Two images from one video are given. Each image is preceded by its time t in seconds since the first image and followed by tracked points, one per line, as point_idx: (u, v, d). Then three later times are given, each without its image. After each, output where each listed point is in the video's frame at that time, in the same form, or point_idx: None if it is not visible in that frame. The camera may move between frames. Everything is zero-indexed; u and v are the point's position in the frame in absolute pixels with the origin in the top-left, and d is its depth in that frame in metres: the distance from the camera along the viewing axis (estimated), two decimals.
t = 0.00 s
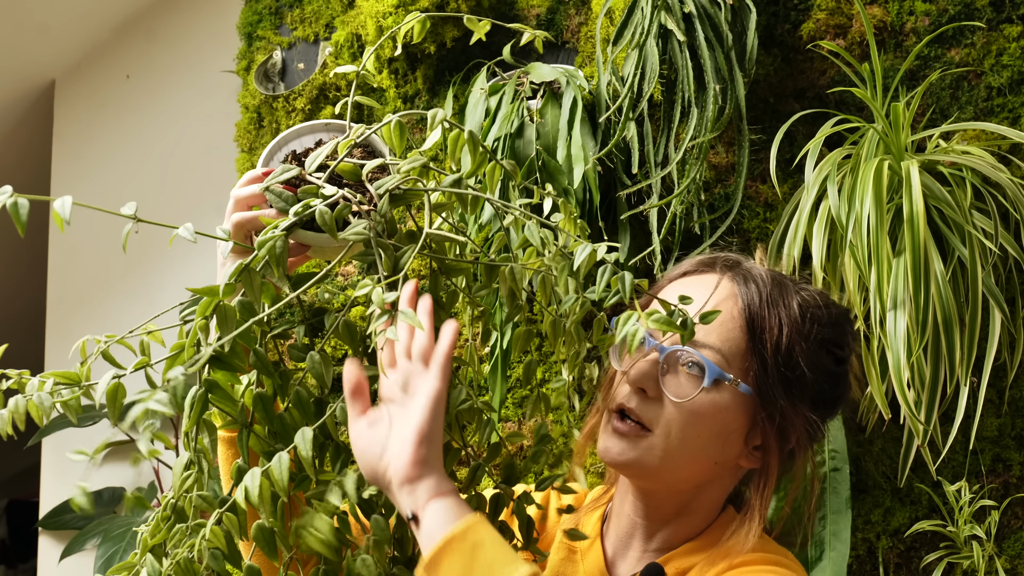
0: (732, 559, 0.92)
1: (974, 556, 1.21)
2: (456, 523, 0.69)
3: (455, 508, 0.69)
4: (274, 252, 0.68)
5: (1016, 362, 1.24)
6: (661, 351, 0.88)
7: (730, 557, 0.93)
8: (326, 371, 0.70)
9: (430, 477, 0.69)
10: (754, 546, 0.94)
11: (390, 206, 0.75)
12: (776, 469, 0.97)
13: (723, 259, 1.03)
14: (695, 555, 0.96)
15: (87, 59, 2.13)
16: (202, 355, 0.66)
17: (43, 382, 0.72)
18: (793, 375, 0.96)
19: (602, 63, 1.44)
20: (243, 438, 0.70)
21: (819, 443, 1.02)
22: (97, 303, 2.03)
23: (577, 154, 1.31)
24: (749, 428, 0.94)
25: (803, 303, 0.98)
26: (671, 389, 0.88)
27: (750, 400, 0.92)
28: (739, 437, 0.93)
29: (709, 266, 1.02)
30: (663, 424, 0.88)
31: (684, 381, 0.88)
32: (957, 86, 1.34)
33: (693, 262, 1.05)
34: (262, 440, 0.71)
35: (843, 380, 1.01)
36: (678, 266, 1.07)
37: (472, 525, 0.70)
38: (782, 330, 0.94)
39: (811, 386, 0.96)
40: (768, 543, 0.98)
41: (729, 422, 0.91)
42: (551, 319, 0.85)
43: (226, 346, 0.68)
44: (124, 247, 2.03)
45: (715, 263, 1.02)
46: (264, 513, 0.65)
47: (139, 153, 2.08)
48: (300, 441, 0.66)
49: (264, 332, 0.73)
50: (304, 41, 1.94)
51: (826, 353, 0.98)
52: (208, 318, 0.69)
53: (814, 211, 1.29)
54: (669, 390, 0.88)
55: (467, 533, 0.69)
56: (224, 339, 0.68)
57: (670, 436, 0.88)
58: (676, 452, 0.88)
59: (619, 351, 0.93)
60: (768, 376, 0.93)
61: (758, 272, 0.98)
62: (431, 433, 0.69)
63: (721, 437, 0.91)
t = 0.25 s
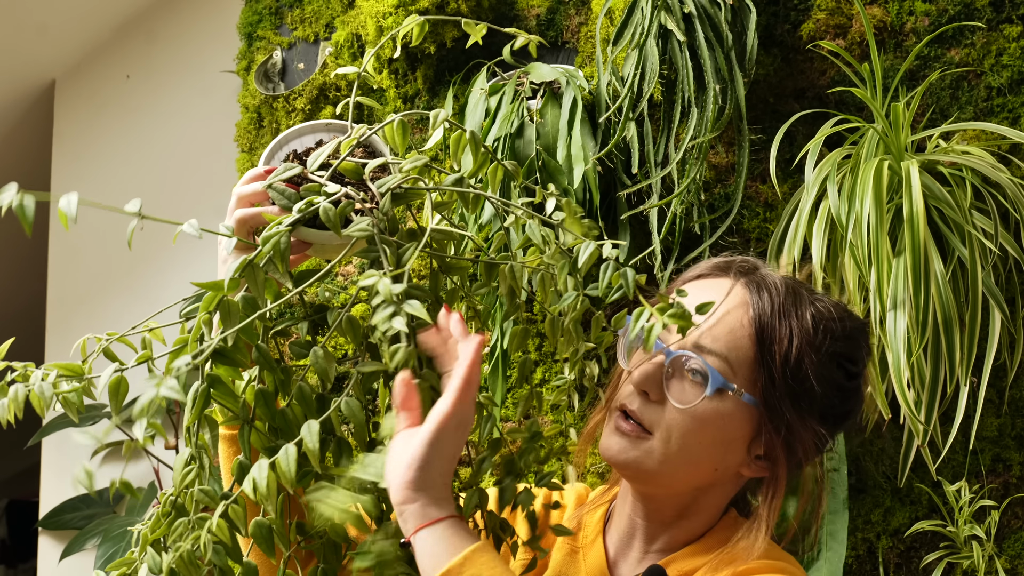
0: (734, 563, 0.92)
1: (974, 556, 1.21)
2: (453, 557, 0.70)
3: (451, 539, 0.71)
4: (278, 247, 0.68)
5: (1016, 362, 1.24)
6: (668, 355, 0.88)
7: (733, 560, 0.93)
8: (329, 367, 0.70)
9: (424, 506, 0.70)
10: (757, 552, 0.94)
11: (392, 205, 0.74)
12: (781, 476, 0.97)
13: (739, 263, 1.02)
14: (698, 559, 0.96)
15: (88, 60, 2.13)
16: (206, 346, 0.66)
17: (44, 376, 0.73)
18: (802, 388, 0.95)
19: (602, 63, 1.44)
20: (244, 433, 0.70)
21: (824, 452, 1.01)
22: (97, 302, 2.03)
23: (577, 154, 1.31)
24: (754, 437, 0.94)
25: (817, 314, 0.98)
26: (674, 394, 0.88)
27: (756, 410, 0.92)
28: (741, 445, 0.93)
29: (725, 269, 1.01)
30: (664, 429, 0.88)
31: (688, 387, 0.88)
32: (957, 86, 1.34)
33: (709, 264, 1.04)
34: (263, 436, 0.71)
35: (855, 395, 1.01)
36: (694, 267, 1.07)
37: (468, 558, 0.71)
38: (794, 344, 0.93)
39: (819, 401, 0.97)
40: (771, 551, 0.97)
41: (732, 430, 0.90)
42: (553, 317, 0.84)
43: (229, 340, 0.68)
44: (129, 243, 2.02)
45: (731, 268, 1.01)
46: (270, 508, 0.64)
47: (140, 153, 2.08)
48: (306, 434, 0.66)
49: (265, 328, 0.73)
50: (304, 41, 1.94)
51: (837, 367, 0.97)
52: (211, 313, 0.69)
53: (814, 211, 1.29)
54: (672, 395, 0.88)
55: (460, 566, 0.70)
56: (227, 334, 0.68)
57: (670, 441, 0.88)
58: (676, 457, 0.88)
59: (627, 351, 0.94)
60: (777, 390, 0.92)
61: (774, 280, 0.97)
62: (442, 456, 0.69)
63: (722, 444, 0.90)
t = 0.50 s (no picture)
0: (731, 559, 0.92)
1: (974, 556, 1.21)
2: (449, 514, 0.70)
3: (448, 496, 0.69)
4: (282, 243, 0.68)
5: (1016, 362, 1.24)
6: (666, 359, 0.88)
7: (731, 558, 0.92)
8: (332, 363, 0.70)
9: (422, 464, 0.68)
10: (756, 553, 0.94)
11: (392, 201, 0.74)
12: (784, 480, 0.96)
13: (746, 266, 1.01)
14: (696, 560, 0.95)
15: (88, 60, 2.13)
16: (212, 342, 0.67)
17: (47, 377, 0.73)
18: (804, 397, 0.94)
19: (602, 63, 1.44)
20: (248, 430, 0.70)
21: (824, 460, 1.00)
22: (98, 302, 2.03)
23: (577, 154, 1.31)
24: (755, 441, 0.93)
25: (823, 319, 0.96)
26: (672, 400, 0.88)
27: (756, 419, 0.91)
28: (742, 450, 0.92)
29: (732, 272, 1.01)
30: (661, 434, 0.88)
31: (686, 392, 0.88)
32: (957, 86, 1.34)
33: (717, 266, 1.04)
34: (267, 433, 0.71)
35: (860, 403, 0.99)
36: (701, 268, 1.06)
37: (464, 515, 0.70)
38: (796, 352, 0.92)
39: (823, 411, 0.95)
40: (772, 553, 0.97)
41: (731, 435, 0.90)
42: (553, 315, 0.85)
43: (234, 338, 0.68)
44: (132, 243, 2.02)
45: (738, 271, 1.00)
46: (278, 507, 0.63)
47: (140, 153, 2.09)
48: (314, 429, 0.65)
49: (269, 326, 0.72)
50: (304, 41, 1.94)
51: (842, 375, 0.96)
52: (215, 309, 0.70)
53: (814, 211, 1.29)
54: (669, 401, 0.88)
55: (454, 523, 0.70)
56: (230, 331, 0.69)
57: (668, 446, 0.88)
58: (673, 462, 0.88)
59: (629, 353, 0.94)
60: (777, 400, 0.92)
61: (778, 284, 0.96)
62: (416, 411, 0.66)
63: (719, 451, 0.90)
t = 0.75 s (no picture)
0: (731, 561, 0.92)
1: (974, 556, 1.21)
2: (447, 519, 0.70)
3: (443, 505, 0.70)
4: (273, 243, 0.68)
5: (1016, 362, 1.24)
6: (660, 359, 0.88)
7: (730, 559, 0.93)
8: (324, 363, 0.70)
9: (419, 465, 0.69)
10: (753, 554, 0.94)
11: (384, 200, 0.74)
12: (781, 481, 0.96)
13: (738, 265, 1.01)
14: (695, 560, 0.96)
15: (87, 60, 2.13)
16: (201, 342, 0.66)
17: (41, 374, 0.73)
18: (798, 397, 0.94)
19: (602, 63, 1.44)
20: (241, 431, 0.70)
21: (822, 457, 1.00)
22: (97, 302, 2.03)
23: (577, 154, 1.31)
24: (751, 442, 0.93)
25: (817, 318, 0.96)
26: (666, 400, 0.88)
27: (751, 418, 0.91)
28: (737, 450, 0.92)
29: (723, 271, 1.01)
30: (655, 434, 0.88)
31: (679, 393, 0.88)
32: (957, 86, 1.34)
33: (708, 265, 1.04)
34: (259, 433, 0.71)
35: (855, 399, 1.00)
36: (693, 268, 1.06)
37: (457, 523, 0.70)
38: (789, 350, 0.92)
39: (818, 409, 0.95)
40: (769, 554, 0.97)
41: (726, 436, 0.90)
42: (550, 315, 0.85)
43: (223, 338, 0.67)
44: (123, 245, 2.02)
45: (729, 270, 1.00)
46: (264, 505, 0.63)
47: (139, 153, 2.08)
48: (300, 429, 0.65)
49: (262, 325, 0.73)
50: (304, 41, 1.94)
51: (835, 374, 0.96)
52: (207, 310, 0.69)
53: (814, 211, 1.29)
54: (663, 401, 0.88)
55: (447, 531, 0.70)
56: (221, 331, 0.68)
57: (662, 446, 0.88)
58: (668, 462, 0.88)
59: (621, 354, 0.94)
60: (772, 399, 0.91)
61: (771, 283, 0.96)
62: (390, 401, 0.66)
63: (715, 451, 0.90)
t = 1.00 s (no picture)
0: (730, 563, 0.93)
1: (974, 556, 1.21)
2: (456, 532, 0.71)
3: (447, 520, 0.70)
4: (264, 246, 0.68)
5: (1016, 362, 1.24)
6: (654, 361, 0.88)
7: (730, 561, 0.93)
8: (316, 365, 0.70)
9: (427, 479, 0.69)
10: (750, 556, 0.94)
11: (378, 202, 0.74)
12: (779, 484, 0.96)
13: (734, 266, 1.01)
14: (694, 561, 0.96)
15: (88, 60, 2.13)
16: (195, 345, 0.67)
17: (32, 377, 0.72)
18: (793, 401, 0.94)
19: (602, 63, 1.44)
20: (233, 433, 0.70)
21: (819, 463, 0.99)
22: (97, 302, 2.03)
23: (577, 154, 1.31)
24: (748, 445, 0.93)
25: (814, 320, 0.96)
26: (661, 402, 0.88)
27: (746, 422, 0.91)
28: (733, 452, 0.92)
29: (722, 272, 1.00)
30: (651, 436, 0.88)
31: (673, 395, 0.88)
32: (956, 86, 1.34)
33: (707, 266, 1.03)
34: (251, 436, 0.71)
35: (853, 403, 0.99)
36: (692, 268, 1.06)
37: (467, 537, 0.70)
38: (784, 353, 0.92)
39: (814, 413, 0.95)
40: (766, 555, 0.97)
41: (723, 438, 0.90)
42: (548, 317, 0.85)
43: (217, 339, 0.68)
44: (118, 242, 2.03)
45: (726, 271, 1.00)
46: (256, 505, 0.64)
47: (139, 153, 2.08)
48: (293, 432, 0.66)
49: (255, 328, 0.73)
50: (304, 41, 1.94)
51: (833, 377, 0.96)
52: (199, 312, 0.69)
53: (814, 211, 1.29)
54: (659, 403, 0.88)
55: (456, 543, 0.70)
56: (214, 333, 0.68)
57: (658, 448, 0.88)
58: (664, 464, 0.88)
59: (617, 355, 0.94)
60: (766, 403, 0.91)
61: (767, 284, 0.96)
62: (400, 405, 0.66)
63: (710, 455, 0.90)
